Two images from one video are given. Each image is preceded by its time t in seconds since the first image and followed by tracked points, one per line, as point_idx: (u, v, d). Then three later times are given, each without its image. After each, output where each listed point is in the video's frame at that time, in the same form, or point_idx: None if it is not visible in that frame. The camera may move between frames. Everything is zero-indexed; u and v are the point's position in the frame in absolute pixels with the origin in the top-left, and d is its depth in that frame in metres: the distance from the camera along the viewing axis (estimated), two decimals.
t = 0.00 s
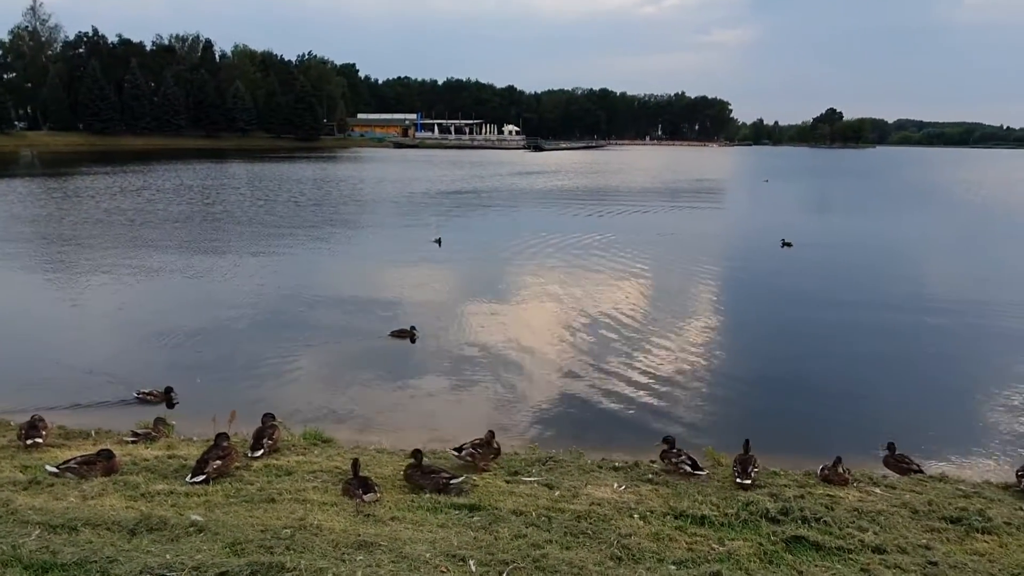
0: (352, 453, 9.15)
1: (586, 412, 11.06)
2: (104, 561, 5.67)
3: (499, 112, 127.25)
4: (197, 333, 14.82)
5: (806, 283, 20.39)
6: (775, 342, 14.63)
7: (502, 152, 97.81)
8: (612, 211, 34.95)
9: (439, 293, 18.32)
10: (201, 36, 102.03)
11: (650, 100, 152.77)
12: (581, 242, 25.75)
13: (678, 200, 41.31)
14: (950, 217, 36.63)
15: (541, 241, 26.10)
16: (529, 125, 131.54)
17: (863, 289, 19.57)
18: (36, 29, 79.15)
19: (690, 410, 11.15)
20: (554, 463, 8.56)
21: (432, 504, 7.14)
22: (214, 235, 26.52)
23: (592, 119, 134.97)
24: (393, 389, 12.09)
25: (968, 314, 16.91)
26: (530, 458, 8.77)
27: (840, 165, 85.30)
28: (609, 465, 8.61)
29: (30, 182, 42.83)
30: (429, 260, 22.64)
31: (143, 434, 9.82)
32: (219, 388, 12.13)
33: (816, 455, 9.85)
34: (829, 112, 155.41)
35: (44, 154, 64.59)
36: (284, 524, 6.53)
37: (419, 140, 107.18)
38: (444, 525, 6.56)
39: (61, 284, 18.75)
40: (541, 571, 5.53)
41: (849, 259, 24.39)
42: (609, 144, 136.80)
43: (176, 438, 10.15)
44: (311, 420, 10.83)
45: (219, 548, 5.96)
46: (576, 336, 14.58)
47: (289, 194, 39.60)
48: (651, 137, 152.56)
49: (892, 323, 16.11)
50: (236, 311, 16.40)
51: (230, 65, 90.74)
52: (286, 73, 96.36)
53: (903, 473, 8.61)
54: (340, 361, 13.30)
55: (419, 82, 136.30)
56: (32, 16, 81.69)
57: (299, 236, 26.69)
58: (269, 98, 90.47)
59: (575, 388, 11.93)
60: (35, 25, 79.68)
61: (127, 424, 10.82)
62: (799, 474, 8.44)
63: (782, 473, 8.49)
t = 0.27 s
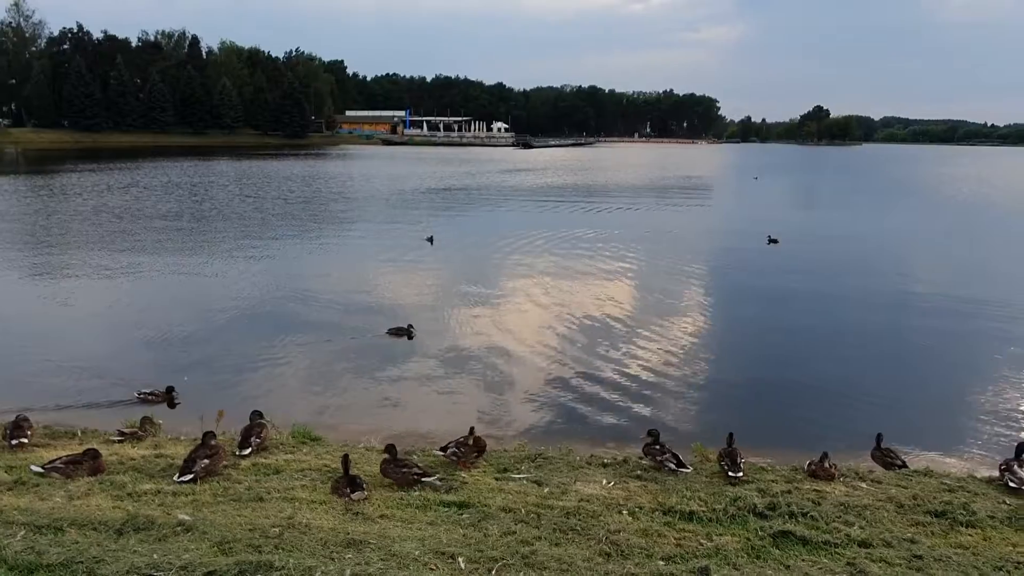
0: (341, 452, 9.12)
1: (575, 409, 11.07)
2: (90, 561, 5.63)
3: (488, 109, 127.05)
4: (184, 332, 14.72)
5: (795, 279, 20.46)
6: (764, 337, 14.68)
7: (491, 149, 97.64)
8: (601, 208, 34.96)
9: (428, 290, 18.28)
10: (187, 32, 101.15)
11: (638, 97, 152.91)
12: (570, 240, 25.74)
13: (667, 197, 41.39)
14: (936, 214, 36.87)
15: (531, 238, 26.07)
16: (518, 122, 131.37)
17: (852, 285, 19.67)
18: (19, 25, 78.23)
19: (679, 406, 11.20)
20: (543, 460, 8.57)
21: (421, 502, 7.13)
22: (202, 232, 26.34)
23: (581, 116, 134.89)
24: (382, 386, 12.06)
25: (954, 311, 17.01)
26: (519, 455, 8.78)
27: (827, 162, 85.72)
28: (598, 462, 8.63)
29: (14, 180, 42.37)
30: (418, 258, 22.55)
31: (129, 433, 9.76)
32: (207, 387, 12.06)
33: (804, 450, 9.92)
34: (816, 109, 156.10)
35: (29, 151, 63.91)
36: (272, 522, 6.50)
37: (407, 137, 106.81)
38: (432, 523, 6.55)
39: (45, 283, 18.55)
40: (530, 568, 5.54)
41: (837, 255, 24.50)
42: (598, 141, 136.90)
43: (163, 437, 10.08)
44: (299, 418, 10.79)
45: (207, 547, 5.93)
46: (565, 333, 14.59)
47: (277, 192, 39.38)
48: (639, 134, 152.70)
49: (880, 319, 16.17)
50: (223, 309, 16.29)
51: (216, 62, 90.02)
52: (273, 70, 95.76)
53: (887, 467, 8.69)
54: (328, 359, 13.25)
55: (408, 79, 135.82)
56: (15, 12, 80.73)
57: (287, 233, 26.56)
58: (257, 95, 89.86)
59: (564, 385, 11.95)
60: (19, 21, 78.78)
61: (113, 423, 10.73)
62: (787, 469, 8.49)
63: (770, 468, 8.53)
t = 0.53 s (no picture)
0: (328, 450, 9.10)
1: (562, 406, 11.09)
2: (74, 562, 5.58)
3: (475, 106, 126.82)
4: (170, 331, 14.61)
5: (781, 276, 20.60)
6: (751, 334, 14.77)
7: (478, 147, 97.41)
8: (588, 206, 35.01)
9: (416, 288, 18.23)
10: (171, 29, 100.28)
11: (625, 95, 153.15)
12: (558, 237, 25.75)
13: (655, 194, 41.46)
14: (922, 211, 37.12)
15: (518, 235, 26.06)
16: (506, 120, 131.11)
17: (837, 282, 19.83)
18: None
19: (666, 402, 11.25)
20: (530, 457, 8.58)
21: (408, 499, 7.12)
22: (187, 230, 26.12)
23: (568, 113, 134.87)
24: (369, 384, 12.03)
25: (939, 307, 17.13)
26: (507, 452, 8.78)
27: (813, 159, 86.12)
28: (586, 458, 8.65)
29: None
30: (406, 255, 22.49)
31: (114, 433, 9.68)
32: (192, 386, 11.98)
33: (790, 446, 9.99)
34: (803, 106, 156.72)
35: (10, 148, 63.13)
36: (258, 521, 6.47)
37: (394, 134, 106.42)
38: (420, 520, 6.54)
39: (28, 282, 18.34)
40: (517, 564, 5.55)
41: (823, 252, 24.62)
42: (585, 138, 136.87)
43: (149, 436, 10.01)
44: (286, 417, 10.74)
45: (193, 547, 5.90)
46: (553, 330, 14.60)
47: (264, 189, 39.13)
48: (626, 131, 152.94)
49: (866, 316, 16.27)
50: (209, 307, 16.18)
51: (201, 59, 89.30)
52: (258, 67, 95.07)
53: (871, 461, 8.79)
54: (315, 357, 13.19)
55: (395, 77, 135.35)
56: None
57: (275, 231, 26.37)
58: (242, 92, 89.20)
59: (552, 383, 11.96)
60: None
61: (97, 422, 10.64)
62: (773, 465, 8.55)
63: (756, 463, 8.59)
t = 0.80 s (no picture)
0: (310, 449, 9.05)
1: (546, 403, 11.10)
2: (53, 563, 5.52)
3: (458, 104, 126.57)
4: (150, 330, 14.46)
5: (762, 273, 20.77)
6: (732, 332, 14.90)
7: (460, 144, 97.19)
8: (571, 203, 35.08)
9: (399, 286, 18.17)
10: (150, 25, 99.11)
11: (607, 93, 153.57)
12: (540, 235, 25.78)
13: (638, 192, 41.62)
14: (900, 209, 37.57)
15: (501, 233, 26.05)
16: (489, 117, 130.97)
17: (817, 279, 20.04)
18: None
19: (648, 399, 11.31)
20: (513, 454, 8.59)
21: (392, 497, 7.11)
22: (166, 227, 25.84)
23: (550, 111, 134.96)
24: (352, 382, 11.98)
25: (916, 304, 17.35)
26: (490, 449, 8.79)
27: (793, 157, 86.92)
28: (569, 455, 8.68)
29: None
30: (388, 253, 22.40)
31: (92, 434, 9.57)
32: (173, 385, 11.87)
33: (771, 442, 10.08)
34: (783, 105, 158.01)
35: None
36: (240, 521, 6.43)
37: (376, 132, 105.92)
38: (403, 519, 6.53)
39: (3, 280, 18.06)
40: (501, 561, 5.55)
41: (804, 250, 24.86)
42: (568, 136, 137.03)
43: (128, 436, 9.91)
44: (267, 416, 10.67)
45: (173, 547, 5.85)
46: (536, 327, 14.62)
47: (245, 187, 38.81)
48: (608, 129, 153.34)
49: (845, 313, 16.45)
50: (189, 306, 16.03)
51: (180, 55, 88.34)
52: (238, 63, 94.21)
53: (849, 456, 8.91)
54: (298, 355, 13.11)
55: (377, 74, 134.74)
56: None
57: (256, 229, 26.16)
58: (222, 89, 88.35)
59: (535, 380, 11.98)
60: None
61: (76, 422, 10.50)
62: (754, 460, 8.63)
63: (737, 459, 8.67)
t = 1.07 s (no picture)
0: (285, 449, 8.98)
1: (522, 401, 11.13)
2: (23, 569, 5.43)
3: (433, 102, 126.12)
4: (120, 330, 14.23)
5: (736, 271, 21.02)
6: (706, 329, 15.06)
7: (435, 143, 96.86)
8: (546, 201, 35.16)
9: (374, 284, 18.09)
10: (118, 19, 97.37)
11: (582, 91, 154.00)
12: (516, 233, 25.80)
13: (612, 190, 41.85)
14: (868, 208, 38.22)
15: (476, 231, 26.02)
16: (464, 116, 130.63)
17: (789, 276, 20.32)
18: None
19: (623, 397, 11.39)
20: (490, 452, 8.61)
21: (368, 497, 7.08)
22: (136, 225, 25.41)
23: (526, 110, 135.01)
24: (327, 381, 11.90)
25: (885, 301, 17.65)
26: (467, 447, 8.79)
27: (766, 156, 87.94)
28: (545, 452, 8.71)
29: None
30: (363, 251, 22.29)
31: (61, 436, 9.39)
32: (144, 386, 11.68)
33: (745, 437, 10.22)
34: (755, 105, 159.69)
35: None
36: (214, 522, 6.36)
37: (351, 129, 105.18)
38: (380, 518, 6.51)
39: None
40: (478, 559, 5.57)
41: (776, 248, 25.17)
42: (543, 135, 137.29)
43: (98, 439, 9.74)
44: (242, 416, 10.56)
45: (146, 550, 5.78)
46: (512, 325, 14.64)
47: (216, 184, 38.31)
48: (583, 128, 153.80)
49: (817, 311, 16.69)
50: (161, 305, 15.79)
51: (149, 50, 86.93)
52: (209, 60, 92.91)
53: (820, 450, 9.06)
54: (272, 354, 12.98)
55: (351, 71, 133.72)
56: None
57: (228, 227, 25.86)
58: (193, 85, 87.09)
59: (511, 377, 12.00)
60: None
61: (44, 424, 10.31)
62: (727, 455, 8.74)
63: (711, 454, 8.78)
